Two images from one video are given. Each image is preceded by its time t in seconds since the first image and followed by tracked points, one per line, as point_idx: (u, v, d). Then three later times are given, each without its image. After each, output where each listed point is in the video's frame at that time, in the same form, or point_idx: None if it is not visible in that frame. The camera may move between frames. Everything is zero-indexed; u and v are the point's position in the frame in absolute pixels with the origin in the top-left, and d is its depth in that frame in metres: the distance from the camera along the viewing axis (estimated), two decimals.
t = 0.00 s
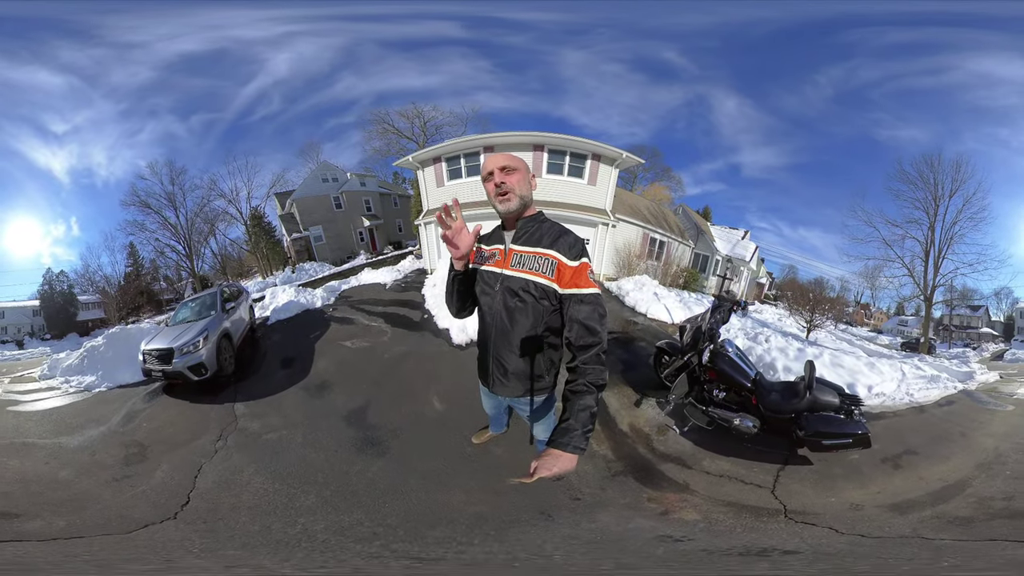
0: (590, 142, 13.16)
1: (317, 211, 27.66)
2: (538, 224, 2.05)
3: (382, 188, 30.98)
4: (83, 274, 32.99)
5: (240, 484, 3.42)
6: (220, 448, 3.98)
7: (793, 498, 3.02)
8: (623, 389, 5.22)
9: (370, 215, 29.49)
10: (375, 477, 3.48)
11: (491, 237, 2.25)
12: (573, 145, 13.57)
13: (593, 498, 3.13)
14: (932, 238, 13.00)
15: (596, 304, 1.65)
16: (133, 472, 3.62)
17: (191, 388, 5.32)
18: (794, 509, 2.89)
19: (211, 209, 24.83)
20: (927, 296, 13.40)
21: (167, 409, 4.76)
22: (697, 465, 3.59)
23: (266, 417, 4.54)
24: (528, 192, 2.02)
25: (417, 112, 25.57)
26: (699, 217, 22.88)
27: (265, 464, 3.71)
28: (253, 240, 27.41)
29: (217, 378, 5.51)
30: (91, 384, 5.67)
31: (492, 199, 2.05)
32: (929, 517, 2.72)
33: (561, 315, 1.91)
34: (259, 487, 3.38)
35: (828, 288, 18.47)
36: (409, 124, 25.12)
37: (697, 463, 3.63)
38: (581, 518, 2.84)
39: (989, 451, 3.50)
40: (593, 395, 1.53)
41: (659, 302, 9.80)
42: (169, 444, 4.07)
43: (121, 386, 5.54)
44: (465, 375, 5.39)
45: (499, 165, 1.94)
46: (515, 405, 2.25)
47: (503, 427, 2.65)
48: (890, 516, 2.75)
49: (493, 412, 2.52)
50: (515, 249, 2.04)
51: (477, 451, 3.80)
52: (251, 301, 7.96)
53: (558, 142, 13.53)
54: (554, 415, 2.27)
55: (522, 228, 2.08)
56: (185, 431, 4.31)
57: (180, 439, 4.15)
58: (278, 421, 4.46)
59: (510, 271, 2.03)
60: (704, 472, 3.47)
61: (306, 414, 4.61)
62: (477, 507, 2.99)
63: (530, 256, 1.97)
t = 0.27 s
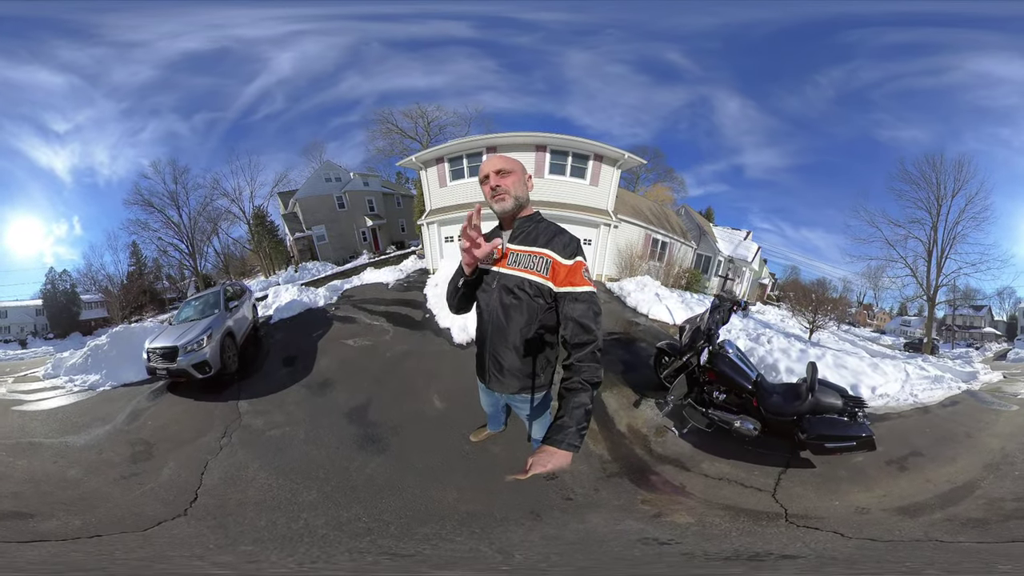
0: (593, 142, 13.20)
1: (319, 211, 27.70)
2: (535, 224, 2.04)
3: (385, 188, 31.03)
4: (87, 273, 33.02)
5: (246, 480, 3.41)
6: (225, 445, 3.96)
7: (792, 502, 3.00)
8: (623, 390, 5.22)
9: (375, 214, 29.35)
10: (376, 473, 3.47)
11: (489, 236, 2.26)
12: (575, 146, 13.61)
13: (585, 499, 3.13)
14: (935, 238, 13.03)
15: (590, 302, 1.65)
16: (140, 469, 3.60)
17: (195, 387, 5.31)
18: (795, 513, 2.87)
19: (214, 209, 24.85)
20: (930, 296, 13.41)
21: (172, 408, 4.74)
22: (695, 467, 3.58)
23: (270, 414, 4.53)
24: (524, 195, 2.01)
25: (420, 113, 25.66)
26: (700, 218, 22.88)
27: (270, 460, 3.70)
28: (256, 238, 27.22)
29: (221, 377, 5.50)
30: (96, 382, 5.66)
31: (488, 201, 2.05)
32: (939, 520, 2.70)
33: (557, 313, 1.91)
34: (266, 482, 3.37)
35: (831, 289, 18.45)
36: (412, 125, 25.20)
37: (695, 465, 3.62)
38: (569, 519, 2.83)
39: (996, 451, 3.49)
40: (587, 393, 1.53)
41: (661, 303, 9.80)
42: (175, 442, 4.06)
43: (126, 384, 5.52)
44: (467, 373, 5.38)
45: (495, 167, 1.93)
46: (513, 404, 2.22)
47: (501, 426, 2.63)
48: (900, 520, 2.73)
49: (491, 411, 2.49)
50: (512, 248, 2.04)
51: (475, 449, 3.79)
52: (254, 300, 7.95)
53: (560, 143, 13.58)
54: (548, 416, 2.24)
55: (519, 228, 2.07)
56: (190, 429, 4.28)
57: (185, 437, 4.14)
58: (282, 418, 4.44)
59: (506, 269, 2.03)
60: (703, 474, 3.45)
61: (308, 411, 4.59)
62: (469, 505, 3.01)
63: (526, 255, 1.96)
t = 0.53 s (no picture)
0: (594, 143, 13.21)
1: (320, 211, 27.70)
2: (537, 224, 2.04)
3: (386, 189, 31.03)
4: (88, 272, 33.02)
5: (252, 478, 3.39)
6: (230, 443, 3.94)
7: (789, 503, 2.99)
8: (623, 389, 5.22)
9: (376, 213, 29.24)
10: (378, 470, 3.46)
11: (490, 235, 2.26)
12: (577, 146, 13.62)
13: (580, 497, 3.12)
14: (937, 238, 13.04)
15: (588, 299, 1.65)
16: (146, 467, 3.58)
17: (198, 386, 5.29)
18: (793, 515, 2.86)
19: (215, 208, 24.84)
20: (932, 297, 13.42)
21: (176, 406, 4.73)
22: (693, 467, 3.57)
23: (274, 412, 4.52)
24: (529, 196, 2.02)
25: (423, 113, 25.69)
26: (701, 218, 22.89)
27: (276, 457, 3.69)
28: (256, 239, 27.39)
29: (225, 375, 5.48)
30: (99, 381, 5.65)
31: (493, 201, 2.05)
32: (945, 523, 2.69)
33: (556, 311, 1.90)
34: (271, 480, 3.36)
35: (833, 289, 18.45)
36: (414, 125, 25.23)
37: (693, 465, 3.61)
38: (562, 517, 2.83)
39: (1000, 452, 3.49)
40: (584, 389, 1.53)
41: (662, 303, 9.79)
42: (179, 440, 4.04)
43: (130, 384, 5.49)
44: (470, 372, 5.38)
45: (501, 169, 1.94)
46: (513, 400, 2.22)
47: (501, 424, 2.62)
48: (904, 522, 2.72)
49: (491, 408, 2.50)
50: (512, 248, 2.04)
51: (476, 445, 3.79)
52: (256, 299, 7.94)
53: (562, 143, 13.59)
54: (548, 412, 2.22)
55: (520, 229, 2.06)
56: (193, 428, 4.26)
57: (189, 435, 4.12)
58: (286, 416, 4.43)
59: (507, 268, 2.04)
60: (701, 475, 3.44)
61: (311, 408, 4.58)
62: (467, 501, 3.00)
63: (526, 254, 1.96)
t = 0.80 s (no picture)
0: (594, 143, 13.22)
1: (320, 211, 27.71)
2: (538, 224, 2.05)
3: (386, 189, 31.04)
4: (87, 273, 33.03)
5: (254, 476, 3.40)
6: (231, 442, 3.94)
7: (786, 504, 2.99)
8: (621, 389, 5.22)
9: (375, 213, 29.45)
10: (377, 468, 3.46)
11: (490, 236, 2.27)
12: (577, 146, 13.62)
13: (575, 496, 3.12)
14: (936, 238, 13.04)
15: (583, 296, 1.67)
16: (147, 467, 3.58)
17: (199, 385, 5.30)
18: (790, 516, 2.86)
19: (215, 208, 24.83)
20: (931, 296, 13.43)
21: (177, 406, 4.73)
22: (690, 468, 3.57)
23: (274, 411, 4.52)
24: (532, 199, 2.04)
25: (423, 113, 25.70)
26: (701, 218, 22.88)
27: (277, 456, 3.69)
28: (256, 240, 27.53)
29: (225, 375, 5.49)
30: (99, 381, 5.65)
31: (496, 203, 2.07)
32: (946, 524, 2.69)
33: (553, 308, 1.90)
34: (273, 478, 3.36)
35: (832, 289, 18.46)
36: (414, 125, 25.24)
37: (690, 466, 3.61)
38: (556, 516, 2.83)
39: (1001, 452, 3.49)
40: (580, 386, 1.53)
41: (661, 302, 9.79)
42: (180, 440, 4.04)
43: (131, 384, 5.49)
44: (469, 371, 5.38)
45: (507, 171, 1.97)
46: (511, 400, 2.22)
47: (500, 423, 2.62)
48: (905, 524, 2.72)
49: (490, 407, 2.50)
50: (512, 247, 2.05)
51: (475, 444, 3.79)
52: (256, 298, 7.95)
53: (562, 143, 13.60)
54: (546, 412, 2.21)
55: (519, 228, 2.07)
56: (194, 427, 4.27)
57: (191, 434, 4.13)
58: (287, 415, 4.43)
59: (507, 266, 2.05)
60: (697, 475, 3.44)
61: (311, 407, 4.58)
62: (464, 499, 3.00)
63: (525, 252, 1.97)
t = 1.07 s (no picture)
0: (593, 142, 13.22)
1: (320, 211, 27.72)
2: (533, 224, 2.05)
3: (386, 188, 31.05)
4: (87, 273, 33.08)
5: (254, 476, 3.41)
6: (231, 442, 3.95)
7: (784, 506, 2.99)
8: (620, 389, 5.23)
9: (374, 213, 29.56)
10: (376, 467, 3.47)
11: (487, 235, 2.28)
12: (576, 146, 13.63)
13: (572, 496, 3.12)
14: (935, 238, 13.04)
15: (577, 294, 1.68)
16: (147, 467, 3.59)
17: (198, 386, 5.31)
18: (787, 517, 2.86)
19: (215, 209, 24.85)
20: (931, 296, 13.43)
21: (176, 407, 4.74)
22: (687, 468, 3.58)
23: (274, 411, 4.53)
24: (524, 200, 2.03)
25: (422, 113, 25.72)
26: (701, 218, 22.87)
27: (277, 455, 3.70)
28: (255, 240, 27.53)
29: (224, 375, 5.50)
30: (99, 381, 5.67)
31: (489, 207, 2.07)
32: (947, 525, 2.69)
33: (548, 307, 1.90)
34: (273, 478, 3.36)
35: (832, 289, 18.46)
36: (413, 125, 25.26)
37: (688, 466, 3.61)
38: (552, 516, 2.84)
39: (1001, 453, 3.49)
40: (575, 386, 1.54)
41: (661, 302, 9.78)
42: (181, 440, 4.05)
43: (130, 384, 5.51)
44: (468, 371, 5.39)
45: (497, 176, 1.96)
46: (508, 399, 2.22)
47: (496, 423, 2.63)
48: (905, 525, 2.72)
49: (486, 407, 2.50)
50: (508, 247, 2.05)
51: (472, 444, 3.80)
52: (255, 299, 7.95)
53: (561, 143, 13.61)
54: (543, 413, 2.22)
55: (515, 229, 2.08)
56: (194, 427, 4.28)
57: (191, 434, 4.14)
58: (286, 415, 4.44)
59: (502, 265, 2.05)
60: (695, 476, 3.45)
61: (311, 407, 4.59)
62: (462, 498, 3.02)
63: (520, 252, 1.97)
